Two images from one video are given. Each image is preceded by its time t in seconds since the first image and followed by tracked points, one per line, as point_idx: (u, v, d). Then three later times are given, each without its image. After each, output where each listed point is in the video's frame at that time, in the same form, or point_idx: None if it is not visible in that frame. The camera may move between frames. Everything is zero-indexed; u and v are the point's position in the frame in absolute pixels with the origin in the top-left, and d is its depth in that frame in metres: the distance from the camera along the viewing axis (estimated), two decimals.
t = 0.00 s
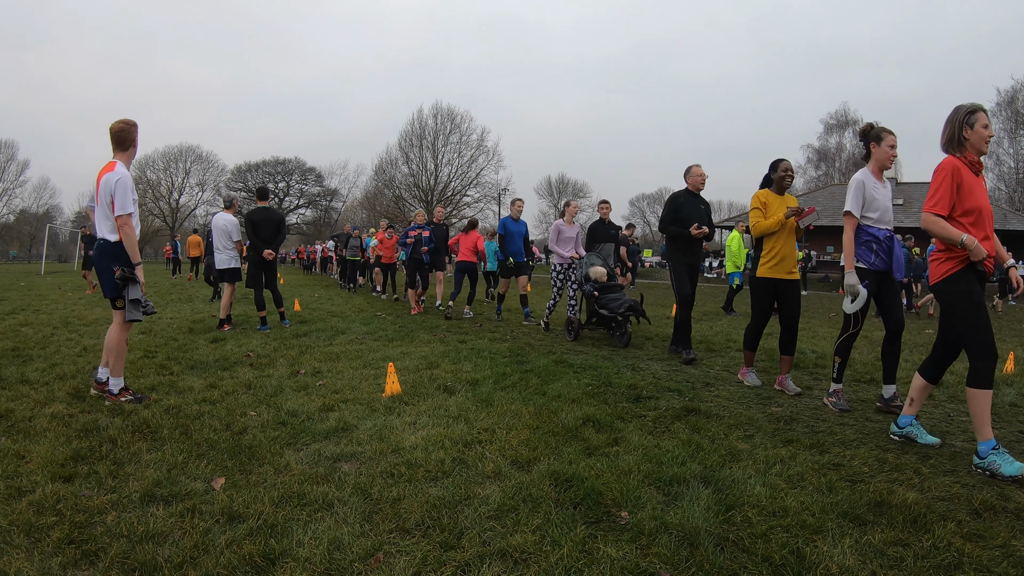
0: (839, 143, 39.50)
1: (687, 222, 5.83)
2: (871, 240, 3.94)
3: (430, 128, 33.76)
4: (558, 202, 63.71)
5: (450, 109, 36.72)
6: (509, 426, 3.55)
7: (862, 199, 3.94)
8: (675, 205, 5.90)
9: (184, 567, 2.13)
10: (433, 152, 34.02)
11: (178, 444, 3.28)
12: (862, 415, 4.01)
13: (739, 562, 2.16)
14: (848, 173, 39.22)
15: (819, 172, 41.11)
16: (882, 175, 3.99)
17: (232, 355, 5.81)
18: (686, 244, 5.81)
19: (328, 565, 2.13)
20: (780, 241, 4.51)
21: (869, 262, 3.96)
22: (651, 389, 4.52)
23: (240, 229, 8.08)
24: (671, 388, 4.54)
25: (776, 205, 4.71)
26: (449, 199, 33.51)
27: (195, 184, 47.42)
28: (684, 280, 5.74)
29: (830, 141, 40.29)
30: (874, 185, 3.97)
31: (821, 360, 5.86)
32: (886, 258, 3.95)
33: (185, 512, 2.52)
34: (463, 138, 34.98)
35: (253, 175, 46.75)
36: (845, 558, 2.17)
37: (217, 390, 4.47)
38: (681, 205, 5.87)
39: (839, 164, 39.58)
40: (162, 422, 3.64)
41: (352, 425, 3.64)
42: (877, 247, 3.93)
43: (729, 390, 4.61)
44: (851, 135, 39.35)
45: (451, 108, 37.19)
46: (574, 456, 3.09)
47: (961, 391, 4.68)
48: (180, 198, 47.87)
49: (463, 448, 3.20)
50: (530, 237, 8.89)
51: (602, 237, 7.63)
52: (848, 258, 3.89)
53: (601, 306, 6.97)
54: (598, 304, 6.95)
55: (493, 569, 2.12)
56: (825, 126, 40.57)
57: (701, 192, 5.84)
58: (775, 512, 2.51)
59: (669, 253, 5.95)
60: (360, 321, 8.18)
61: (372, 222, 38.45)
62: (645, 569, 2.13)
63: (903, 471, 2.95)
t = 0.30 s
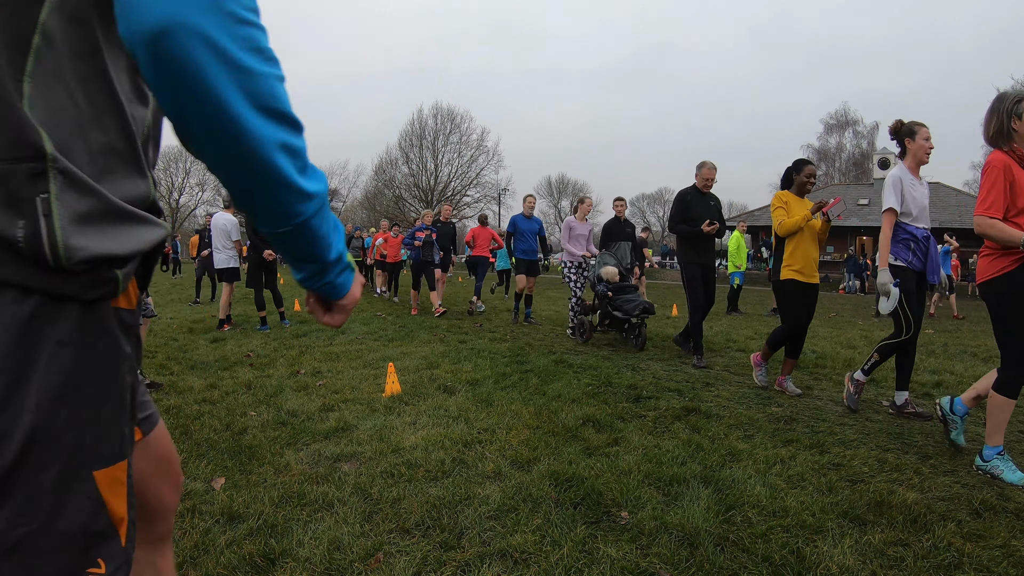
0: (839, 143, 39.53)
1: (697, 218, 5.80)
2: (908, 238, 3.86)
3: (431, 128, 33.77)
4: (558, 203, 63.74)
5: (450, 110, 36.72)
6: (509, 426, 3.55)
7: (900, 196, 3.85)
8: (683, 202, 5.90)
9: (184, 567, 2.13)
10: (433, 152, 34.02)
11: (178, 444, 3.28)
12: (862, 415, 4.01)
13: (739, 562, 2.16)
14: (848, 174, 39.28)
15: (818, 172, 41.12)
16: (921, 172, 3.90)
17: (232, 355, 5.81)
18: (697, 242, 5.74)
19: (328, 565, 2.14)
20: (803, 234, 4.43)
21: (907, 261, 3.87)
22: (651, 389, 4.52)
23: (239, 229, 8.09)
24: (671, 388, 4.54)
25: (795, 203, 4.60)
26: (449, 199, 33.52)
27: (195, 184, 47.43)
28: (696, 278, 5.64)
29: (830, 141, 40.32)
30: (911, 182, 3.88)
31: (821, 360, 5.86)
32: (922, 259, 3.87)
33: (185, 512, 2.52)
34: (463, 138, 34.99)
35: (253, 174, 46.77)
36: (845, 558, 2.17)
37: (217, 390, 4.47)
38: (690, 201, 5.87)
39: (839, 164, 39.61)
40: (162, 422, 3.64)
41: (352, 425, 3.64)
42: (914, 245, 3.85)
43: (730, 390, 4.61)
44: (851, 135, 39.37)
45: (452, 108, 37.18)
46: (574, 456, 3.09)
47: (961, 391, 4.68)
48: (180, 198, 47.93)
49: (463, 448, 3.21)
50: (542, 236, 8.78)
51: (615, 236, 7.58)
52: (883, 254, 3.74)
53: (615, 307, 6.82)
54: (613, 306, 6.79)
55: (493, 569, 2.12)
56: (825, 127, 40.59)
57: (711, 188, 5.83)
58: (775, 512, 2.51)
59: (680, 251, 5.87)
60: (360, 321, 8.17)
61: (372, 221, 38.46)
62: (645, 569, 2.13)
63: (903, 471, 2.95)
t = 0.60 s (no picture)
0: (839, 143, 39.52)
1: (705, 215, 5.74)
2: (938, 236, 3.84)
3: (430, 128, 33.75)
4: (558, 203, 63.73)
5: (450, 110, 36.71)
6: (509, 426, 3.55)
7: (928, 195, 3.82)
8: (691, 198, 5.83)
9: (184, 567, 2.14)
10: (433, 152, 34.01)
11: (178, 444, 3.28)
12: (862, 415, 4.01)
13: (739, 562, 2.16)
14: (848, 174, 39.27)
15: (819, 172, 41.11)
16: (953, 169, 3.84)
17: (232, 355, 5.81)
18: (705, 241, 5.72)
19: (328, 564, 2.14)
20: (825, 238, 4.39)
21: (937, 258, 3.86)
22: (651, 389, 4.52)
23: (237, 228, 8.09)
24: (671, 388, 4.55)
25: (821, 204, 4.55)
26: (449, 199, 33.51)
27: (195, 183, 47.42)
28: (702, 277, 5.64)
29: (830, 141, 40.32)
30: (942, 180, 3.84)
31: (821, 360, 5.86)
32: (954, 259, 3.85)
33: (185, 512, 2.52)
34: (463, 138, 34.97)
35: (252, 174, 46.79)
36: (845, 558, 2.17)
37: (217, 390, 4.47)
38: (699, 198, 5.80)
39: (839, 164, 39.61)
40: (162, 422, 3.64)
41: (352, 425, 3.64)
42: (944, 244, 3.83)
43: (730, 390, 4.62)
44: (851, 135, 39.36)
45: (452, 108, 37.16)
46: (574, 456, 3.09)
47: (962, 391, 4.68)
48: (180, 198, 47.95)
49: (463, 448, 3.21)
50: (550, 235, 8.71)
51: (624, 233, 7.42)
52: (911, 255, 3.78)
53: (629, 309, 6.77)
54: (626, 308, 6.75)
55: (493, 569, 2.12)
56: (825, 127, 40.58)
57: (723, 184, 5.77)
58: (775, 512, 2.51)
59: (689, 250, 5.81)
60: (360, 321, 8.17)
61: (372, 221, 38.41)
62: (645, 569, 2.13)
63: (903, 471, 2.95)
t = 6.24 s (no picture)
0: (839, 143, 39.53)
1: (688, 214, 5.54)
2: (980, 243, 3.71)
3: (430, 128, 33.75)
4: (558, 203, 63.73)
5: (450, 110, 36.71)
6: (509, 426, 3.55)
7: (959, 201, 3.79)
8: (669, 195, 5.51)
9: (184, 567, 2.13)
10: (433, 152, 34.00)
11: (178, 444, 3.28)
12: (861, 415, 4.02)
13: (739, 562, 2.16)
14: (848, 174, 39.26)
15: (818, 172, 41.12)
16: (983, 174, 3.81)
17: (233, 355, 5.81)
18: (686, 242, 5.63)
19: (328, 564, 2.14)
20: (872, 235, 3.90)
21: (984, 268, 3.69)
22: (650, 389, 4.52)
23: (235, 228, 8.10)
24: (671, 388, 4.55)
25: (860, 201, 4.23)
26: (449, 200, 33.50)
27: (195, 183, 47.41)
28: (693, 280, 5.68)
29: (830, 141, 40.32)
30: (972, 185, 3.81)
31: (820, 360, 5.87)
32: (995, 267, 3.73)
33: (185, 512, 2.52)
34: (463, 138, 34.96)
35: (252, 174, 46.79)
36: (845, 558, 2.17)
37: (217, 390, 4.47)
38: (678, 195, 5.53)
39: (839, 164, 39.62)
40: (162, 422, 3.64)
41: (352, 425, 3.64)
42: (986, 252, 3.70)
43: (729, 390, 4.62)
44: (851, 135, 39.36)
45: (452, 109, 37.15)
46: (574, 456, 3.09)
47: (961, 391, 4.68)
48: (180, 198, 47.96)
49: (464, 448, 3.21)
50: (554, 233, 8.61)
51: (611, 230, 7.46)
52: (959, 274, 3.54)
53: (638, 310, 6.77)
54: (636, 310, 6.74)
55: (494, 569, 2.12)
56: (825, 127, 40.59)
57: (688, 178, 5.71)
58: (775, 512, 2.51)
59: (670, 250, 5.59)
60: (360, 322, 8.17)
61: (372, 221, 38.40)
62: (645, 569, 2.13)
63: (903, 471, 2.95)
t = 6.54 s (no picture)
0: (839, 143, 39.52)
1: (711, 216, 5.50)
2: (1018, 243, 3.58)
3: (430, 128, 33.75)
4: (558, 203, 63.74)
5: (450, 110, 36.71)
6: (509, 426, 3.55)
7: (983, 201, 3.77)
8: (694, 195, 5.47)
9: (184, 567, 2.13)
10: (432, 152, 34.00)
11: (178, 444, 3.28)
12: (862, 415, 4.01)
13: (739, 562, 2.16)
14: (848, 174, 39.26)
15: (818, 172, 41.12)
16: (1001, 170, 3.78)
17: (233, 355, 5.81)
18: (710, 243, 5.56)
19: (328, 564, 2.14)
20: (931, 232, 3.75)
21: None
22: (651, 389, 4.52)
23: (235, 228, 8.09)
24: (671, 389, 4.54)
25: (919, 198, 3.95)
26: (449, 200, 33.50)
27: (195, 183, 47.40)
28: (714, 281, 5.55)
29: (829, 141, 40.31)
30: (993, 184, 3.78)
31: (820, 360, 5.86)
32: None
33: (185, 511, 2.52)
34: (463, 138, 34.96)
35: (252, 174, 46.80)
36: (845, 558, 2.17)
37: (217, 390, 4.47)
38: (702, 195, 5.49)
39: (839, 164, 39.63)
40: (162, 422, 3.64)
41: (352, 425, 3.64)
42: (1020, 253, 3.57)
43: (729, 390, 4.62)
44: (851, 135, 39.35)
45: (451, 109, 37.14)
46: (574, 456, 3.09)
47: (962, 391, 4.67)
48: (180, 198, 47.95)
49: (463, 448, 3.20)
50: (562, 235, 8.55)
51: (623, 232, 7.36)
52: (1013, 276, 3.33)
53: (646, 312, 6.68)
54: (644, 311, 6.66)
55: (493, 569, 2.12)
56: (825, 127, 40.58)
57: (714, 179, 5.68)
58: (775, 512, 2.51)
59: (691, 252, 5.55)
60: (360, 321, 8.17)
61: (372, 221, 38.37)
62: (645, 569, 2.13)
63: (903, 471, 2.95)
